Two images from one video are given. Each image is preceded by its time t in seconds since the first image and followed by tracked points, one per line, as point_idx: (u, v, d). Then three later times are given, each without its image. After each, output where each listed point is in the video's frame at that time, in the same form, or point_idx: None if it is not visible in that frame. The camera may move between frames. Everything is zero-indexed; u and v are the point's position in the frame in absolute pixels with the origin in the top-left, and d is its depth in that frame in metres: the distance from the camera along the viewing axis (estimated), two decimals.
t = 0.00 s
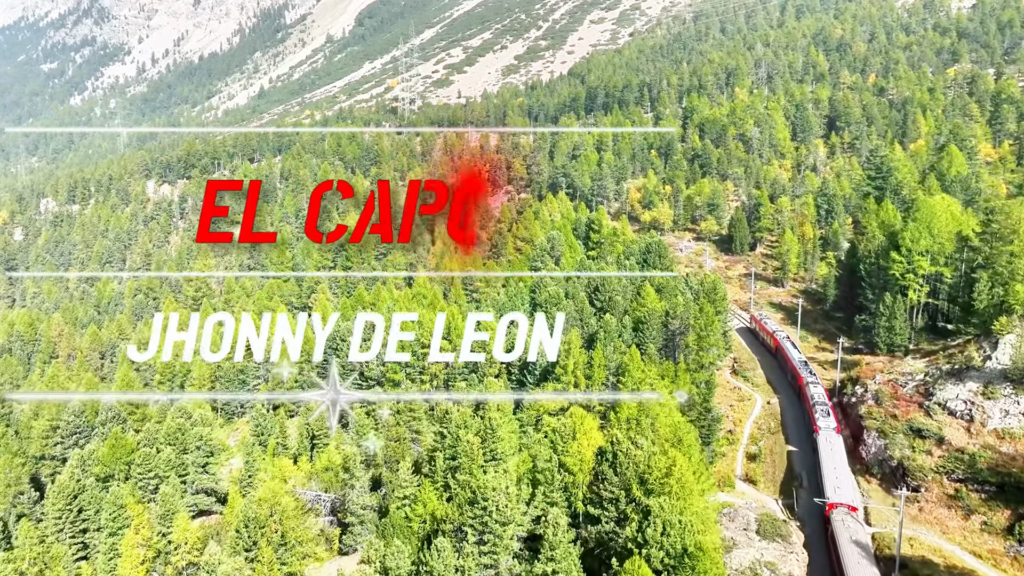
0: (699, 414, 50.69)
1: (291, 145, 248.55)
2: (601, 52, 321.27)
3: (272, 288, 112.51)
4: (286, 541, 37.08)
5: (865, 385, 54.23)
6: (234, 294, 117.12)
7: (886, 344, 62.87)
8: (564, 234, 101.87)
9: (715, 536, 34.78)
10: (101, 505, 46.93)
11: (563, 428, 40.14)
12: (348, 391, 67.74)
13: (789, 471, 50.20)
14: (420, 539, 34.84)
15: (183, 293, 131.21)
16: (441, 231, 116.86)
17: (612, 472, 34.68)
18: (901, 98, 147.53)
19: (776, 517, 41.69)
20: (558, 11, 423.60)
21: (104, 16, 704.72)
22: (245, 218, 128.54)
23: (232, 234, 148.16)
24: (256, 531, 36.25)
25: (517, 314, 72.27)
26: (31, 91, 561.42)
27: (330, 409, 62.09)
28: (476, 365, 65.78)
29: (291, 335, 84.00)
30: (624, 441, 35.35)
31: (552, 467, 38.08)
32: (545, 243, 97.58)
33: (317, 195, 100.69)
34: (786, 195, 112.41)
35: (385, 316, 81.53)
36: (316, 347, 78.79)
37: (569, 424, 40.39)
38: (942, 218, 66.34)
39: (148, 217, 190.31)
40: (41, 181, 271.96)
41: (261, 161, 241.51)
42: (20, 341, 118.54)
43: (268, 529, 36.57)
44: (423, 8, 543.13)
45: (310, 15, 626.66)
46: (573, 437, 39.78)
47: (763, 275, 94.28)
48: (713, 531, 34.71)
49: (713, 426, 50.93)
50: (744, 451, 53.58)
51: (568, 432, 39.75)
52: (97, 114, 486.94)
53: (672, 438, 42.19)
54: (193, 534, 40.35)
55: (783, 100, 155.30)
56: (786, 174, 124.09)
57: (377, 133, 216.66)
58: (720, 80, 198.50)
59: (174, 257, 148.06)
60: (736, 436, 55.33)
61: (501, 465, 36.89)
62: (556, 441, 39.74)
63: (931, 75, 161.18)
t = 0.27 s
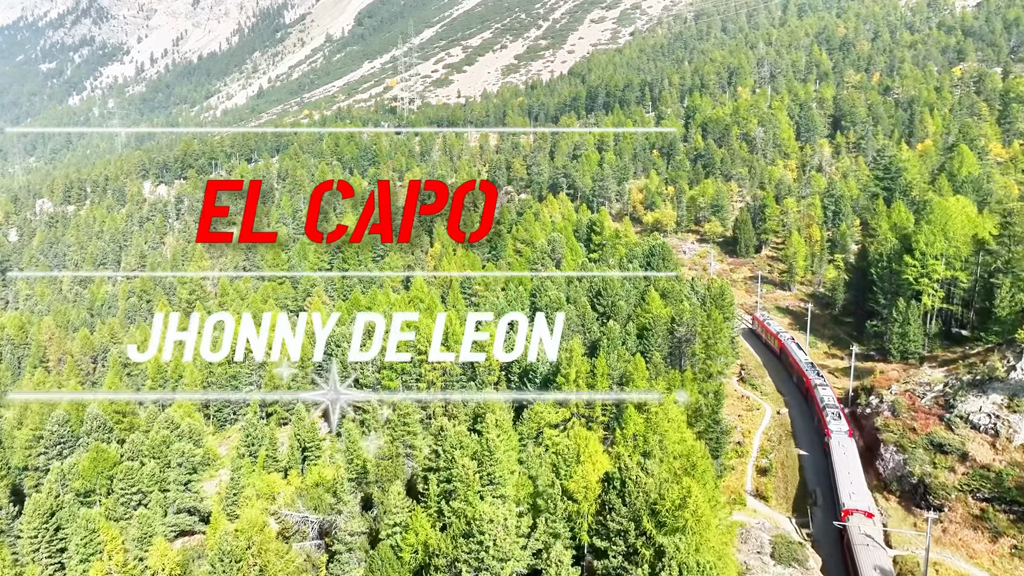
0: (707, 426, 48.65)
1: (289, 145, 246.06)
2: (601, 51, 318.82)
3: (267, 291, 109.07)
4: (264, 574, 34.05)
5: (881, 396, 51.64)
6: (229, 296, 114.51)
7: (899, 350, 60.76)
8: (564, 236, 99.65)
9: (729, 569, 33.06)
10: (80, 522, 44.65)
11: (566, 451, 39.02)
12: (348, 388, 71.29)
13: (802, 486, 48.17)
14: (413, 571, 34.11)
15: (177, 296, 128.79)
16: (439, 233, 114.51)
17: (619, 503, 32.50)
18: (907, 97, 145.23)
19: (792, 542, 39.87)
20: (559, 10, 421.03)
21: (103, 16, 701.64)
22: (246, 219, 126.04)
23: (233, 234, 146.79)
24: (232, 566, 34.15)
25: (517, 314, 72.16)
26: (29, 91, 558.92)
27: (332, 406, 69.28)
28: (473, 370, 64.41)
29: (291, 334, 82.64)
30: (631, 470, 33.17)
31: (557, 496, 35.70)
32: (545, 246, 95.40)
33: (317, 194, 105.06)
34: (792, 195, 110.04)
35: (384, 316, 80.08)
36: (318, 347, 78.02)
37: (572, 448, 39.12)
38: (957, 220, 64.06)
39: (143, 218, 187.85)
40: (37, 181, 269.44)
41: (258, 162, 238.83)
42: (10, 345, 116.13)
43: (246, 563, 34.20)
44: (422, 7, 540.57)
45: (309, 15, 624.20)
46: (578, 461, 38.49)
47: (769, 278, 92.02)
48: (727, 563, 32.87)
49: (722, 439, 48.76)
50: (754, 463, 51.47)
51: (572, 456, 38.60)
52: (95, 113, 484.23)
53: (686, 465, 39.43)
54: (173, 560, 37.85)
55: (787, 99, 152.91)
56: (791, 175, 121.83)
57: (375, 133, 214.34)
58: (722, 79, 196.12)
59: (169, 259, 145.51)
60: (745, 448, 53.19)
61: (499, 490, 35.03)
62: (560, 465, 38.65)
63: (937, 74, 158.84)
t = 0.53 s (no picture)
0: (715, 440, 46.71)
1: (287, 145, 243.70)
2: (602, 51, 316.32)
3: (262, 295, 107.11)
4: None
5: (899, 408, 49.32)
6: (223, 299, 111.60)
7: (914, 358, 58.55)
8: (566, 238, 97.41)
9: None
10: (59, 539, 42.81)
11: (571, 478, 36.12)
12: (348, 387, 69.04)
13: (816, 504, 46.15)
14: None
15: (171, 299, 126.25)
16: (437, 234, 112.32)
17: (630, 540, 31.02)
18: (913, 97, 142.88)
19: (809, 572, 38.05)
20: (559, 9, 418.51)
21: (102, 15, 699.13)
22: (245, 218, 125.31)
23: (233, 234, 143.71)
24: None
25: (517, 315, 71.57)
26: (28, 91, 556.66)
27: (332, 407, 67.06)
28: (471, 377, 63.24)
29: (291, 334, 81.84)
30: (644, 506, 31.11)
31: (560, 527, 33.75)
32: (546, 248, 93.13)
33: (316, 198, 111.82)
34: (798, 196, 107.80)
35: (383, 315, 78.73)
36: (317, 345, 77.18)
37: (577, 475, 36.32)
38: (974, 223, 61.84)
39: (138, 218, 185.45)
40: (33, 181, 267.07)
41: (255, 162, 236.42)
42: None
43: None
44: (422, 7, 537.86)
45: (309, 14, 621.86)
46: (583, 490, 35.60)
47: (776, 281, 89.88)
48: None
49: (730, 455, 46.99)
50: (765, 479, 49.28)
51: (577, 483, 35.82)
52: (94, 113, 481.73)
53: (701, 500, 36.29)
54: None
55: (791, 98, 150.55)
56: (796, 176, 119.60)
57: (374, 133, 212.07)
58: (724, 78, 193.79)
59: (163, 261, 143.19)
60: (754, 462, 51.03)
61: (496, 522, 33.95)
62: (564, 492, 35.65)
63: (943, 73, 156.50)
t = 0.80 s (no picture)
0: (725, 455, 44.62)
1: (285, 145, 241.37)
2: (602, 50, 313.85)
3: (256, 297, 103.90)
4: None
5: (918, 421, 46.97)
6: (216, 302, 108.71)
7: (929, 368, 56.10)
8: (567, 241, 95.02)
9: None
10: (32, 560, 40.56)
11: (574, 511, 33.25)
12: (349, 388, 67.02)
13: (832, 524, 43.85)
14: None
15: (164, 301, 123.67)
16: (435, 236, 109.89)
17: None
18: (920, 96, 140.47)
19: None
20: (559, 9, 415.99)
21: (101, 15, 696.73)
22: (244, 217, 126.59)
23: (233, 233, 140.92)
24: None
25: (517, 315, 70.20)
26: (27, 91, 554.47)
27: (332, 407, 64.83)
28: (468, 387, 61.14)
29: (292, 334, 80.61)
30: (658, 551, 29.44)
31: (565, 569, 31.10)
32: (546, 251, 90.74)
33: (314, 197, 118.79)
34: (804, 197, 105.44)
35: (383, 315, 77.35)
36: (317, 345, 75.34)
37: (580, 508, 33.45)
38: (992, 227, 59.54)
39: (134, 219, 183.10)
40: (30, 182, 264.90)
41: (253, 162, 233.98)
42: None
43: None
44: (422, 6, 535.27)
45: (308, 14, 619.48)
46: (589, 527, 33.03)
47: (782, 285, 87.50)
48: None
49: (740, 471, 44.74)
50: (777, 497, 46.98)
51: (581, 517, 32.98)
52: (92, 113, 479.41)
53: (719, 536, 32.46)
54: None
55: (795, 98, 148.07)
56: (801, 176, 117.20)
57: (372, 133, 209.72)
58: (726, 78, 191.33)
59: (157, 262, 140.79)
60: (764, 477, 48.90)
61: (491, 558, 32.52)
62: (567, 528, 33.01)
63: (950, 72, 154.00)
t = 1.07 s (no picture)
0: (735, 473, 42.50)
1: (282, 145, 238.94)
2: (603, 50, 311.34)
3: (251, 301, 101.17)
4: None
5: (938, 437, 44.81)
6: (210, 305, 106.17)
7: (946, 378, 53.77)
8: (568, 244, 92.69)
9: None
10: None
11: (579, 553, 30.81)
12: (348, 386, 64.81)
13: (850, 548, 41.51)
14: None
15: (157, 305, 120.96)
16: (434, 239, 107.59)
17: None
18: (926, 96, 138.11)
19: None
20: (559, 8, 413.50)
21: (100, 15, 694.20)
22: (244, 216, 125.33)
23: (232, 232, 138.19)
24: None
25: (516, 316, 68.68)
26: (25, 91, 551.88)
27: (332, 407, 62.96)
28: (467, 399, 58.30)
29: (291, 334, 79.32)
30: None
31: None
32: (547, 254, 88.43)
33: (316, 195, 122.68)
34: (810, 199, 103.10)
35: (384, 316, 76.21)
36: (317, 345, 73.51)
37: (586, 552, 30.80)
38: (1010, 231, 57.34)
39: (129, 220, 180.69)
40: (26, 182, 262.45)
41: (251, 163, 231.55)
42: None
43: None
44: (421, 5, 532.83)
45: (307, 14, 617.11)
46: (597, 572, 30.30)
47: (790, 290, 85.17)
48: None
49: (751, 490, 42.48)
50: (790, 517, 44.68)
51: (586, 560, 30.49)
52: (90, 113, 476.94)
53: None
54: None
55: (799, 97, 145.66)
56: (807, 177, 114.84)
57: (371, 133, 207.34)
58: (729, 77, 188.86)
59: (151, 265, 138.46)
60: (776, 495, 46.54)
61: None
62: (571, 573, 30.55)
63: (956, 71, 151.60)
